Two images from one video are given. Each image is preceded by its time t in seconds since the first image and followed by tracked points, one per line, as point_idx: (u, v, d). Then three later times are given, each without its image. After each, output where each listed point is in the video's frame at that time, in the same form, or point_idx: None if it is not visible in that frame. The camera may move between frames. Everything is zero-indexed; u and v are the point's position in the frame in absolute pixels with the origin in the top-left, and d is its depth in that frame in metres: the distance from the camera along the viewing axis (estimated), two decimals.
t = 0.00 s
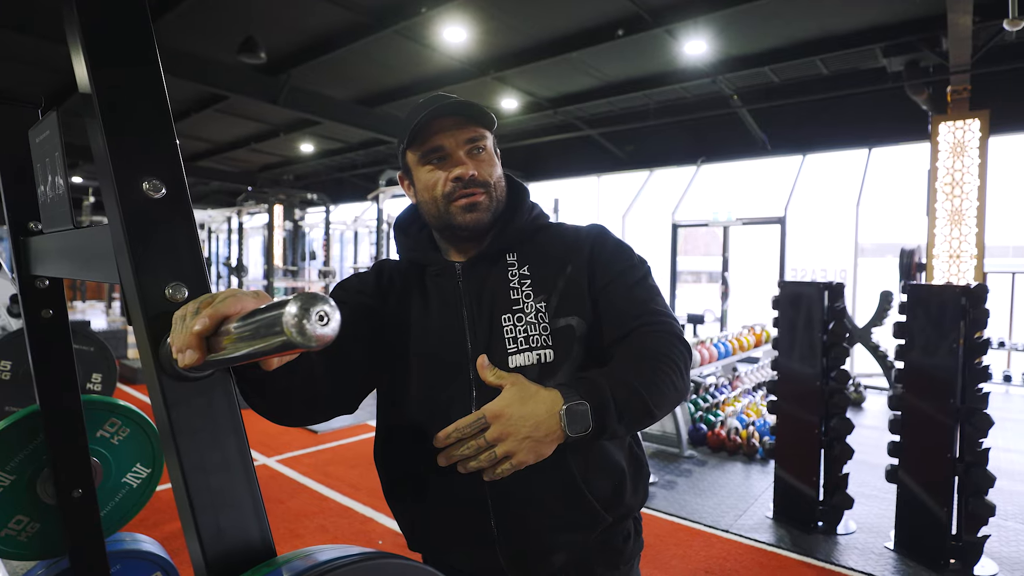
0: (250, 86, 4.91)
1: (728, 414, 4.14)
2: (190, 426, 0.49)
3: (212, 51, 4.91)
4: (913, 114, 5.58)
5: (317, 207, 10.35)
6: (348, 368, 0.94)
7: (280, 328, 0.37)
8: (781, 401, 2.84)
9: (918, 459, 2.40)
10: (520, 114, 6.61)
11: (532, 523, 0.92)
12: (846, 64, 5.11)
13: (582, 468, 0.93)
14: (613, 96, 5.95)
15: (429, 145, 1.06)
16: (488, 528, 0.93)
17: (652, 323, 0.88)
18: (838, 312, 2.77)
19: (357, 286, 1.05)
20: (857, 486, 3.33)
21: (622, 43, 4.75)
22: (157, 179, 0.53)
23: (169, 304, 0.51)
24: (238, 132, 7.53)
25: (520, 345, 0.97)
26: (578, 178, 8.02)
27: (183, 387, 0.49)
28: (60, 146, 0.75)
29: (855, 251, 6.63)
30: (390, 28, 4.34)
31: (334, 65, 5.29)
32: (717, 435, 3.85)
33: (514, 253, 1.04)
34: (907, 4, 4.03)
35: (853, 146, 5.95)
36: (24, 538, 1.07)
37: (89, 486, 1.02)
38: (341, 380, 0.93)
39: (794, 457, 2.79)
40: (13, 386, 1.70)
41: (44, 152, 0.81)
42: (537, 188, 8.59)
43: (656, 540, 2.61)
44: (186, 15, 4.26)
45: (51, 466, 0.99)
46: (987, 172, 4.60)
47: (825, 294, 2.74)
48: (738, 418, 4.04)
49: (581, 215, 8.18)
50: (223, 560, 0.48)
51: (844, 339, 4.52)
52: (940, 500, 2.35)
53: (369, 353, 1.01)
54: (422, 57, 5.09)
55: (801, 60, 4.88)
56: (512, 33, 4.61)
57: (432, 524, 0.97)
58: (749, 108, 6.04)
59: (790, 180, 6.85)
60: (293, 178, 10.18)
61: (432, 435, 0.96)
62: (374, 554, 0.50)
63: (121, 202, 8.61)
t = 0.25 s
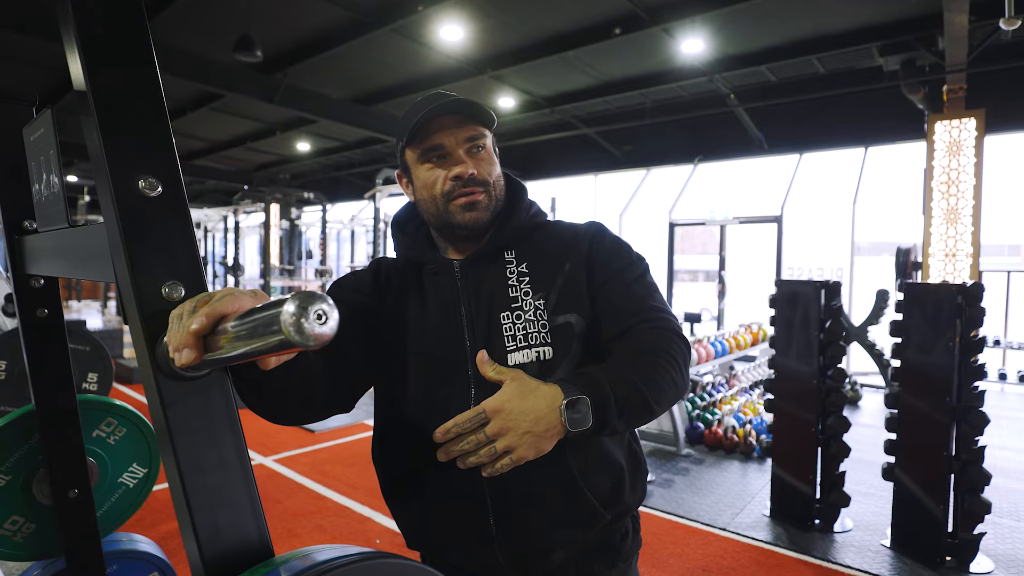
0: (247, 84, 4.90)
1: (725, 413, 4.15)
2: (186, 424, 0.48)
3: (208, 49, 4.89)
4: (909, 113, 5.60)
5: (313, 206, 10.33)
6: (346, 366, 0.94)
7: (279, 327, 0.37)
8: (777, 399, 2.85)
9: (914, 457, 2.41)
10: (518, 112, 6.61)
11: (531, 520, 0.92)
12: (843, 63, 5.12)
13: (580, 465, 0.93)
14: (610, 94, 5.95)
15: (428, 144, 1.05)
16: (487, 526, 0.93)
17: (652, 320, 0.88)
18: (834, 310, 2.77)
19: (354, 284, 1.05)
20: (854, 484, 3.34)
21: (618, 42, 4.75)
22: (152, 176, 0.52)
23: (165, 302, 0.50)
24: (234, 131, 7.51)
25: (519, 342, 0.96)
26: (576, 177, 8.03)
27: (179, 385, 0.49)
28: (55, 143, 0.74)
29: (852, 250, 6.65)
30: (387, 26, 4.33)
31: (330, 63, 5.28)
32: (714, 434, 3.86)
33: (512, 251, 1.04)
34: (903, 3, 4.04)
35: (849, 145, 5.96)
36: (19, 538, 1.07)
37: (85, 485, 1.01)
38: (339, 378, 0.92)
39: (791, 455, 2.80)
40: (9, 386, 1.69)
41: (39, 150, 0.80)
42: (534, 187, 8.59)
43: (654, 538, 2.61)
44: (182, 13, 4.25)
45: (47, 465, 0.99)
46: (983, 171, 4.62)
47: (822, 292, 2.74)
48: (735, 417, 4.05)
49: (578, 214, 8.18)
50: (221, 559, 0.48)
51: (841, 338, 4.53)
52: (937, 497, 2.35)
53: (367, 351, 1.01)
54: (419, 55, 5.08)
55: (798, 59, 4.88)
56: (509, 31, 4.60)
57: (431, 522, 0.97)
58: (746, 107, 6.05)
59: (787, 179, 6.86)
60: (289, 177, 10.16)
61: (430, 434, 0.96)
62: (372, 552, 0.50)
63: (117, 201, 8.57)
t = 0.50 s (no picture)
0: (243, 83, 4.89)
1: (723, 411, 4.16)
2: (184, 425, 0.48)
3: (204, 47, 4.88)
4: (905, 112, 5.62)
5: (310, 205, 10.31)
6: (343, 365, 0.94)
7: (277, 325, 0.37)
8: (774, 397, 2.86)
9: (910, 455, 2.42)
10: (515, 111, 6.61)
11: (529, 519, 0.92)
12: (839, 62, 5.13)
13: (578, 463, 0.93)
14: (608, 93, 5.95)
15: (426, 142, 1.05)
16: (485, 525, 0.93)
17: (650, 318, 0.89)
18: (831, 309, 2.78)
19: (351, 282, 1.04)
20: (850, 482, 3.35)
21: (616, 41, 4.75)
22: (149, 173, 0.52)
23: (162, 300, 0.50)
24: (230, 129, 7.49)
25: (517, 340, 0.96)
26: (573, 176, 8.04)
27: (177, 383, 0.49)
28: (51, 142, 0.74)
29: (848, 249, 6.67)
30: (384, 24, 4.32)
31: (326, 62, 5.27)
32: (711, 432, 3.87)
33: (509, 248, 1.04)
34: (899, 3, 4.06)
35: (845, 144, 5.98)
36: (15, 539, 1.06)
37: (81, 485, 1.01)
38: (336, 378, 0.92)
39: (787, 452, 2.81)
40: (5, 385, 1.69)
41: (35, 149, 0.80)
42: (532, 186, 8.58)
43: (652, 537, 2.61)
44: (178, 11, 4.23)
45: (42, 465, 0.98)
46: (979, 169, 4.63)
47: (819, 291, 2.75)
48: (732, 415, 4.06)
49: (575, 212, 8.19)
50: (218, 559, 0.48)
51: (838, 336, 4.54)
52: (933, 495, 2.36)
53: (364, 350, 1.01)
54: (416, 54, 5.07)
55: (794, 58, 4.89)
56: (506, 30, 4.60)
57: (428, 521, 0.97)
58: (743, 106, 6.05)
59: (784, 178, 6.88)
60: (286, 176, 10.14)
61: (428, 433, 0.96)
62: (371, 552, 0.49)
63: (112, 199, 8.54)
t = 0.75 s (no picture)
0: (239, 82, 4.87)
1: (720, 410, 4.16)
2: (181, 425, 0.48)
3: (201, 46, 4.86)
4: (901, 111, 5.63)
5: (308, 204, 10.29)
6: (340, 365, 0.94)
7: (276, 325, 0.36)
8: (771, 396, 2.86)
9: (907, 453, 2.42)
10: (512, 110, 6.60)
11: (527, 518, 0.92)
12: (836, 61, 5.13)
13: (576, 463, 0.93)
14: (605, 92, 5.95)
15: (423, 141, 1.05)
16: (484, 524, 0.92)
17: (649, 317, 0.88)
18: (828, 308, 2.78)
19: (349, 281, 1.04)
20: (848, 481, 3.36)
21: (613, 40, 4.75)
22: (147, 173, 0.52)
23: (160, 300, 0.50)
24: (226, 128, 7.47)
25: (515, 339, 0.96)
26: (571, 175, 8.04)
27: (174, 383, 0.48)
28: (47, 141, 0.73)
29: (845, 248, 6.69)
30: (381, 23, 4.31)
31: (323, 61, 5.26)
32: (709, 431, 3.88)
33: (507, 247, 1.04)
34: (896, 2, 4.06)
35: (843, 143, 5.99)
36: (12, 539, 1.06)
37: (78, 485, 1.00)
38: (334, 378, 0.92)
39: (785, 451, 2.81)
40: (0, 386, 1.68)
41: (31, 147, 0.80)
42: (529, 185, 8.58)
43: (650, 536, 2.61)
44: (174, 9, 4.22)
45: (39, 465, 0.98)
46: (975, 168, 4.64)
47: (816, 290, 2.75)
48: (729, 414, 4.06)
49: (573, 211, 8.19)
50: (217, 559, 0.47)
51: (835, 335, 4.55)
52: (929, 493, 2.37)
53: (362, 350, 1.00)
54: (413, 52, 5.06)
55: (791, 57, 4.90)
56: (503, 28, 4.59)
57: (427, 521, 0.97)
58: (740, 105, 6.05)
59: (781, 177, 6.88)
60: (283, 175, 10.12)
61: (426, 432, 0.96)
62: (369, 552, 0.49)
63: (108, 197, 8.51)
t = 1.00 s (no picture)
0: (236, 80, 4.85)
1: (718, 409, 4.17)
2: (181, 426, 0.47)
3: (197, 44, 4.84)
4: (898, 110, 5.65)
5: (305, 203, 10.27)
6: (339, 365, 0.93)
7: (279, 324, 0.36)
8: (769, 395, 2.87)
9: (904, 452, 2.43)
10: (510, 109, 6.59)
11: (528, 519, 0.92)
12: (834, 61, 5.14)
13: (576, 463, 0.93)
14: (602, 91, 5.95)
15: (421, 140, 1.05)
16: (484, 525, 0.92)
17: (649, 318, 0.88)
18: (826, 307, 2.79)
19: (347, 281, 1.04)
20: (845, 479, 3.36)
21: (610, 39, 4.75)
22: (145, 171, 0.51)
23: (159, 300, 0.49)
24: (223, 127, 7.45)
25: (515, 339, 0.96)
26: (569, 174, 8.04)
27: (175, 384, 0.48)
28: (44, 140, 0.73)
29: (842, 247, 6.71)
30: (378, 22, 4.29)
31: (320, 60, 5.25)
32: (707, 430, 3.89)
33: (506, 246, 1.04)
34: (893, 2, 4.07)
35: (840, 143, 6.00)
36: (9, 539, 1.05)
37: (76, 486, 1.00)
38: (333, 378, 0.92)
39: (782, 450, 2.82)
40: None
41: (28, 146, 0.79)
42: (527, 184, 8.58)
43: (649, 535, 2.61)
44: (169, 8, 4.20)
45: (36, 465, 0.97)
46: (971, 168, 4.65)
47: (814, 289, 2.75)
48: (727, 413, 4.07)
49: (571, 210, 8.19)
50: (217, 560, 0.47)
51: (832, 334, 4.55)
52: (927, 491, 2.38)
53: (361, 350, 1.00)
54: (411, 51, 5.06)
55: (787, 57, 4.90)
56: (500, 27, 4.58)
57: (427, 522, 0.96)
58: (738, 104, 6.05)
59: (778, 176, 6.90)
60: (280, 174, 10.10)
61: (425, 432, 0.96)
62: (370, 552, 0.49)
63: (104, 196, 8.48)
